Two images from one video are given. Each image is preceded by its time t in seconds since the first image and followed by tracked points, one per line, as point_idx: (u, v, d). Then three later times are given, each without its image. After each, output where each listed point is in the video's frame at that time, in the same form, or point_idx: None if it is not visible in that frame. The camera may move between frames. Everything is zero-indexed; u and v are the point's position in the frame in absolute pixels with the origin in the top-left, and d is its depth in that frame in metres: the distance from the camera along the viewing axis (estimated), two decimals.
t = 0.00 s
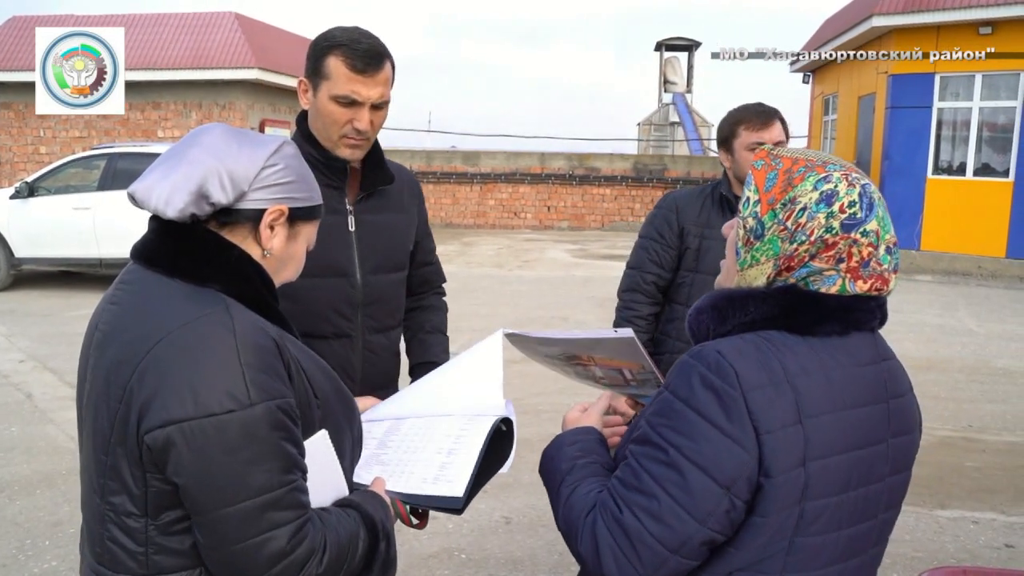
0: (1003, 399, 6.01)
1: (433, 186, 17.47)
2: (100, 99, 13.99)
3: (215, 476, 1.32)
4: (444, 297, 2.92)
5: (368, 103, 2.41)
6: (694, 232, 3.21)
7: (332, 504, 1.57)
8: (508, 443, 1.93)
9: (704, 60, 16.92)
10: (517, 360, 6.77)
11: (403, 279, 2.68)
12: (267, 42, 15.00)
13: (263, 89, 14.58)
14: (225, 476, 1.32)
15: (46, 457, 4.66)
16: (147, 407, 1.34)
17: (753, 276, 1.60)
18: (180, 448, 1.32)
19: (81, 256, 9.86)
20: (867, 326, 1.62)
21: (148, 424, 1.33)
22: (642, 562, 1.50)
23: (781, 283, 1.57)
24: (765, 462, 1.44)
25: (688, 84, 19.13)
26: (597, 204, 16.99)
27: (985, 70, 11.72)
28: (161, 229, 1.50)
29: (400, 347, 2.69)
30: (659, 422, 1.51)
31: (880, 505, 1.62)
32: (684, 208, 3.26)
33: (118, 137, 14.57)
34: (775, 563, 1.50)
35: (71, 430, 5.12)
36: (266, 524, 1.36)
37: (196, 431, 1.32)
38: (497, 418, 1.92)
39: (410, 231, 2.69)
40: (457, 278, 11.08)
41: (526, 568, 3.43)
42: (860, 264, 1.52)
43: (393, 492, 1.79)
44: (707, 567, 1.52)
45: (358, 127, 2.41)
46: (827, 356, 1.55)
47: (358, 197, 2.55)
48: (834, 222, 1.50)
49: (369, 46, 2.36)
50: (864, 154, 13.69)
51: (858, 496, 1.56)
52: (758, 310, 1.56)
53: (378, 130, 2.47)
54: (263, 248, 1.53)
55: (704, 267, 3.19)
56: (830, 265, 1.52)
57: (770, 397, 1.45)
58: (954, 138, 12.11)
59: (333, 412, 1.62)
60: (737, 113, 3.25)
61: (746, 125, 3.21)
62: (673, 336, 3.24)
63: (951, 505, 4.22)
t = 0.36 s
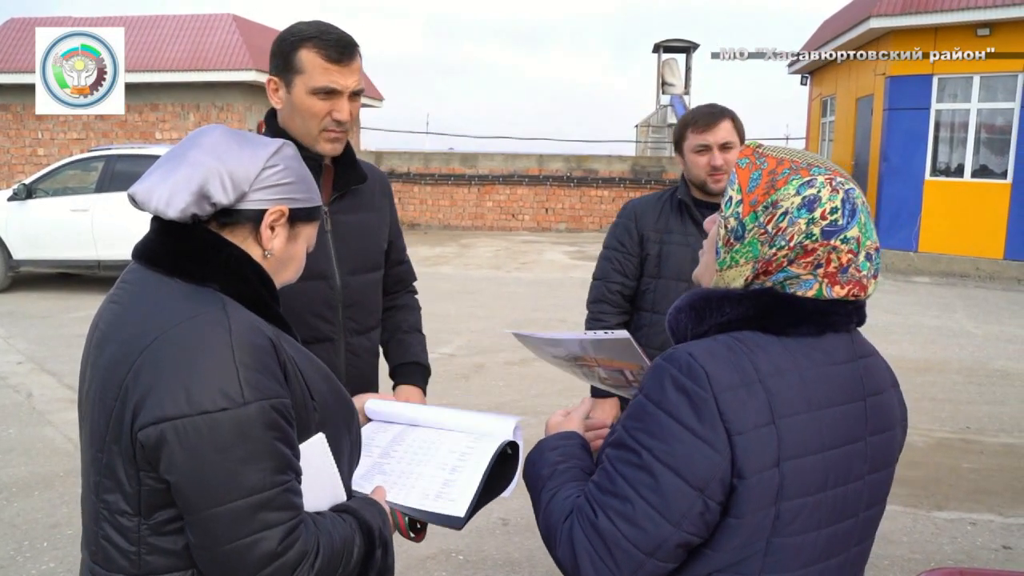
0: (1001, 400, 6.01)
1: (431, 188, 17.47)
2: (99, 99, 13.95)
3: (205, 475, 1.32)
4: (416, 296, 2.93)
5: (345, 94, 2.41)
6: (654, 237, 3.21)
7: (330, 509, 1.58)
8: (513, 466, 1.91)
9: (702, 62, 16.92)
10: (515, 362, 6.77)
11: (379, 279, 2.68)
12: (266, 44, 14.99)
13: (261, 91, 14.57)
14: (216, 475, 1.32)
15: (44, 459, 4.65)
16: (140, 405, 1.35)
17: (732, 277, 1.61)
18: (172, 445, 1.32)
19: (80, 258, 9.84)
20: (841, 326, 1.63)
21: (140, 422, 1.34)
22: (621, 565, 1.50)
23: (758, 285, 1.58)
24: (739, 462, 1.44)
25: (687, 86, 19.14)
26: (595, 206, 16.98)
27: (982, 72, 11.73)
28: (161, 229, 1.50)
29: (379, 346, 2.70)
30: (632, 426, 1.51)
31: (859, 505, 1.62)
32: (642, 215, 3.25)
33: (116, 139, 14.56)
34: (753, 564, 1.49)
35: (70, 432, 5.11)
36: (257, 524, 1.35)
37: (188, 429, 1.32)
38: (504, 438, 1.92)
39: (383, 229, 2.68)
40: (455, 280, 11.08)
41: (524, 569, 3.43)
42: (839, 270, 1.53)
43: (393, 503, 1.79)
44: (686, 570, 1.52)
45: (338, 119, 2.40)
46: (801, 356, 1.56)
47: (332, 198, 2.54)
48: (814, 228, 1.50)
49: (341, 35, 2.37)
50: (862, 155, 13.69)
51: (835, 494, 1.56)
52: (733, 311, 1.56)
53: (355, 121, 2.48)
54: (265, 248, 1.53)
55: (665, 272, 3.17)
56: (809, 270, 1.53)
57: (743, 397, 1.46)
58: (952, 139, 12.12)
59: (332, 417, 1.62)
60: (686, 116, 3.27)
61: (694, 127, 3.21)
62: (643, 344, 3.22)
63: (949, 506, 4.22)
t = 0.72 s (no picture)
0: (1000, 400, 6.02)
1: (431, 188, 17.50)
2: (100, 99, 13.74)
3: (206, 480, 1.32)
4: (381, 296, 2.91)
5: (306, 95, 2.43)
6: (616, 243, 3.18)
7: (329, 512, 1.57)
8: (511, 458, 1.93)
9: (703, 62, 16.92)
10: (515, 362, 6.77)
11: (349, 281, 2.68)
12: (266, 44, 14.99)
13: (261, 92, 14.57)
14: (218, 480, 1.32)
15: (44, 460, 4.66)
16: (140, 410, 1.35)
17: (717, 279, 1.61)
18: (173, 451, 1.32)
19: (80, 258, 9.84)
20: (826, 322, 1.64)
21: (141, 427, 1.34)
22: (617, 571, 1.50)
23: (742, 285, 1.58)
24: (736, 464, 1.44)
25: (687, 86, 19.15)
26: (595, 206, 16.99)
27: (982, 71, 11.73)
28: (161, 232, 1.50)
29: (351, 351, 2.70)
30: (627, 431, 1.51)
31: (850, 500, 1.63)
32: (603, 221, 3.23)
33: (116, 139, 14.56)
34: (750, 563, 1.50)
35: (70, 433, 5.12)
36: (259, 529, 1.35)
37: (189, 434, 1.32)
38: (501, 431, 1.93)
39: (349, 229, 2.67)
40: (454, 280, 11.09)
41: (524, 569, 3.44)
42: (822, 266, 1.54)
43: (392, 500, 1.79)
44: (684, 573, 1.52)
45: (303, 120, 2.42)
46: (790, 354, 1.57)
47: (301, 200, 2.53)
48: (796, 226, 1.51)
49: (301, 36, 2.38)
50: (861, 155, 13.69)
51: (827, 491, 1.57)
52: (719, 313, 1.56)
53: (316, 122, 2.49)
54: (265, 249, 1.54)
55: (629, 277, 3.15)
56: (792, 268, 1.54)
57: (738, 398, 1.46)
58: (952, 139, 12.13)
59: (332, 418, 1.62)
60: (640, 119, 3.26)
61: (646, 129, 3.19)
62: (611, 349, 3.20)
63: (949, 506, 4.22)
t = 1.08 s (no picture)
0: (999, 400, 6.02)
1: (431, 189, 17.51)
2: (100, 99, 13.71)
3: (213, 483, 1.32)
4: (371, 295, 2.92)
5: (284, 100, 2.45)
6: (609, 246, 3.18)
7: (331, 514, 1.57)
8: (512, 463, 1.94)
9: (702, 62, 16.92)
10: (513, 362, 6.78)
11: (339, 281, 2.67)
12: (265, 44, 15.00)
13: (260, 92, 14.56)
14: (224, 484, 1.32)
15: (43, 461, 4.66)
16: (144, 415, 1.35)
17: (688, 278, 1.61)
18: (179, 455, 1.32)
19: (79, 259, 9.84)
20: (797, 314, 1.67)
21: (146, 432, 1.33)
22: None
23: (715, 282, 1.59)
24: (725, 459, 1.45)
25: (686, 85, 19.14)
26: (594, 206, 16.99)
27: (981, 71, 11.73)
28: (161, 234, 1.50)
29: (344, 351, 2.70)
30: (615, 434, 1.50)
31: (833, 490, 1.66)
32: (597, 225, 3.23)
33: (114, 140, 14.57)
34: (741, 559, 1.51)
35: (68, 434, 5.12)
36: (266, 533, 1.36)
37: (195, 438, 1.32)
38: (501, 435, 1.93)
39: (337, 227, 2.67)
40: (454, 281, 11.09)
41: (523, 570, 3.44)
42: (789, 254, 1.57)
43: (393, 504, 1.81)
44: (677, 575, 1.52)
45: (281, 125, 2.44)
46: (767, 348, 1.59)
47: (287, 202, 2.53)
48: (760, 217, 1.54)
49: (278, 41, 2.39)
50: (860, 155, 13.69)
51: (810, 483, 1.59)
52: (695, 310, 1.59)
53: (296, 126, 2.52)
54: (267, 251, 1.54)
55: (623, 279, 3.16)
56: (761, 258, 1.56)
57: (721, 394, 1.47)
58: (951, 139, 12.13)
59: (334, 421, 1.62)
60: (631, 120, 3.25)
61: (637, 130, 3.19)
62: (607, 352, 3.20)
63: (948, 506, 4.22)
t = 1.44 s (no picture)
0: (980, 398, 6.08)
1: (416, 189, 17.50)
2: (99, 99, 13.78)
3: (194, 484, 1.33)
4: (355, 295, 2.92)
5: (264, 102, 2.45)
6: (596, 245, 3.19)
7: (312, 514, 1.58)
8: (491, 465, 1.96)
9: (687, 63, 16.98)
10: (498, 363, 6.79)
11: (322, 281, 2.68)
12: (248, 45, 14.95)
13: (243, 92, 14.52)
14: (205, 484, 1.33)
15: (23, 465, 4.63)
16: (125, 417, 1.36)
17: (652, 275, 1.63)
18: (160, 457, 1.33)
19: (59, 261, 9.78)
20: (761, 309, 1.70)
21: (127, 434, 1.34)
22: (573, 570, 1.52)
23: (677, 278, 1.61)
24: (680, 452, 1.48)
25: (671, 86, 19.20)
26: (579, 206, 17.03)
27: (961, 72, 11.84)
28: (140, 235, 1.51)
29: (328, 351, 2.70)
30: (575, 430, 1.54)
31: (798, 484, 1.69)
32: (584, 224, 3.24)
33: (96, 141, 14.50)
34: (700, 553, 1.54)
35: (49, 437, 5.09)
36: (249, 533, 1.37)
37: (177, 440, 1.33)
38: (482, 437, 1.95)
39: (320, 229, 2.68)
40: (438, 281, 11.10)
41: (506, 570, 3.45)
42: (750, 250, 1.59)
43: (373, 502, 1.82)
44: (638, 567, 1.55)
45: (260, 128, 2.44)
46: (728, 344, 1.62)
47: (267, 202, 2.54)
48: (720, 213, 1.56)
49: (259, 44, 2.40)
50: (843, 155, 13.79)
51: (772, 477, 1.62)
52: (657, 307, 1.62)
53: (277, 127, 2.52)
54: (245, 252, 1.55)
55: (609, 279, 3.17)
56: (721, 255, 1.58)
57: (678, 388, 1.50)
58: (932, 139, 12.22)
59: (314, 420, 1.63)
60: (621, 119, 3.26)
61: (626, 130, 3.20)
62: (592, 351, 3.23)
63: (929, 503, 4.27)
